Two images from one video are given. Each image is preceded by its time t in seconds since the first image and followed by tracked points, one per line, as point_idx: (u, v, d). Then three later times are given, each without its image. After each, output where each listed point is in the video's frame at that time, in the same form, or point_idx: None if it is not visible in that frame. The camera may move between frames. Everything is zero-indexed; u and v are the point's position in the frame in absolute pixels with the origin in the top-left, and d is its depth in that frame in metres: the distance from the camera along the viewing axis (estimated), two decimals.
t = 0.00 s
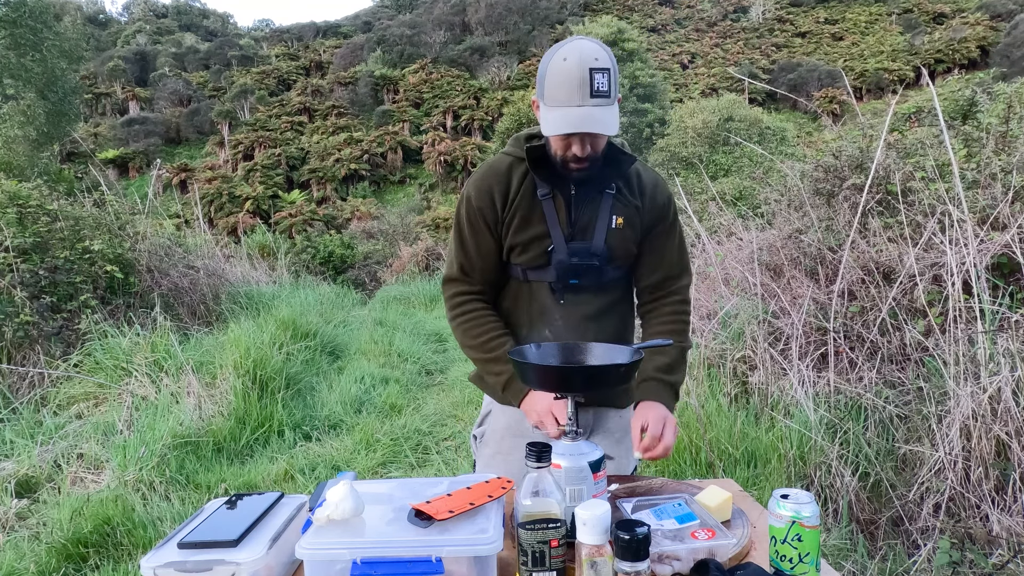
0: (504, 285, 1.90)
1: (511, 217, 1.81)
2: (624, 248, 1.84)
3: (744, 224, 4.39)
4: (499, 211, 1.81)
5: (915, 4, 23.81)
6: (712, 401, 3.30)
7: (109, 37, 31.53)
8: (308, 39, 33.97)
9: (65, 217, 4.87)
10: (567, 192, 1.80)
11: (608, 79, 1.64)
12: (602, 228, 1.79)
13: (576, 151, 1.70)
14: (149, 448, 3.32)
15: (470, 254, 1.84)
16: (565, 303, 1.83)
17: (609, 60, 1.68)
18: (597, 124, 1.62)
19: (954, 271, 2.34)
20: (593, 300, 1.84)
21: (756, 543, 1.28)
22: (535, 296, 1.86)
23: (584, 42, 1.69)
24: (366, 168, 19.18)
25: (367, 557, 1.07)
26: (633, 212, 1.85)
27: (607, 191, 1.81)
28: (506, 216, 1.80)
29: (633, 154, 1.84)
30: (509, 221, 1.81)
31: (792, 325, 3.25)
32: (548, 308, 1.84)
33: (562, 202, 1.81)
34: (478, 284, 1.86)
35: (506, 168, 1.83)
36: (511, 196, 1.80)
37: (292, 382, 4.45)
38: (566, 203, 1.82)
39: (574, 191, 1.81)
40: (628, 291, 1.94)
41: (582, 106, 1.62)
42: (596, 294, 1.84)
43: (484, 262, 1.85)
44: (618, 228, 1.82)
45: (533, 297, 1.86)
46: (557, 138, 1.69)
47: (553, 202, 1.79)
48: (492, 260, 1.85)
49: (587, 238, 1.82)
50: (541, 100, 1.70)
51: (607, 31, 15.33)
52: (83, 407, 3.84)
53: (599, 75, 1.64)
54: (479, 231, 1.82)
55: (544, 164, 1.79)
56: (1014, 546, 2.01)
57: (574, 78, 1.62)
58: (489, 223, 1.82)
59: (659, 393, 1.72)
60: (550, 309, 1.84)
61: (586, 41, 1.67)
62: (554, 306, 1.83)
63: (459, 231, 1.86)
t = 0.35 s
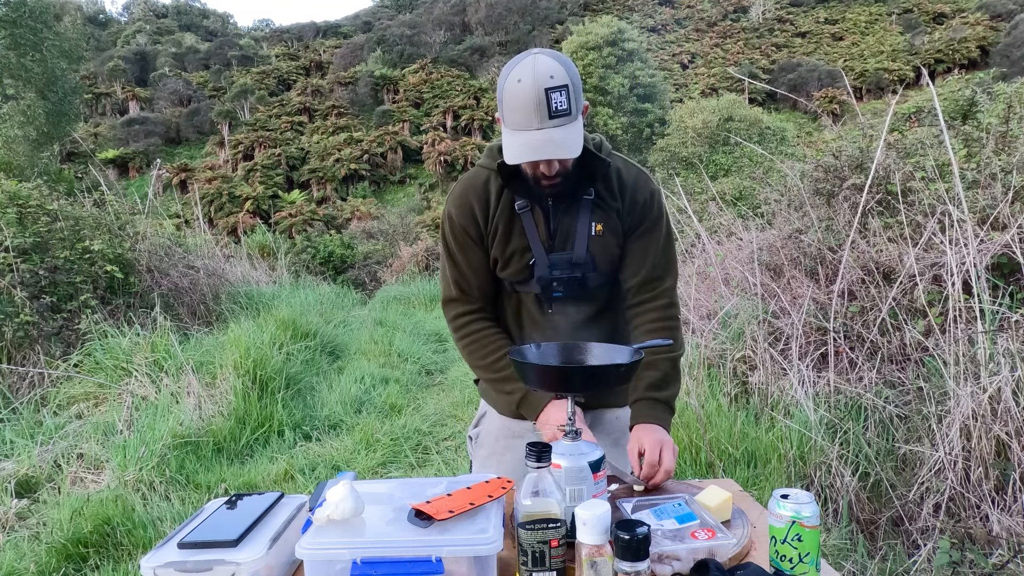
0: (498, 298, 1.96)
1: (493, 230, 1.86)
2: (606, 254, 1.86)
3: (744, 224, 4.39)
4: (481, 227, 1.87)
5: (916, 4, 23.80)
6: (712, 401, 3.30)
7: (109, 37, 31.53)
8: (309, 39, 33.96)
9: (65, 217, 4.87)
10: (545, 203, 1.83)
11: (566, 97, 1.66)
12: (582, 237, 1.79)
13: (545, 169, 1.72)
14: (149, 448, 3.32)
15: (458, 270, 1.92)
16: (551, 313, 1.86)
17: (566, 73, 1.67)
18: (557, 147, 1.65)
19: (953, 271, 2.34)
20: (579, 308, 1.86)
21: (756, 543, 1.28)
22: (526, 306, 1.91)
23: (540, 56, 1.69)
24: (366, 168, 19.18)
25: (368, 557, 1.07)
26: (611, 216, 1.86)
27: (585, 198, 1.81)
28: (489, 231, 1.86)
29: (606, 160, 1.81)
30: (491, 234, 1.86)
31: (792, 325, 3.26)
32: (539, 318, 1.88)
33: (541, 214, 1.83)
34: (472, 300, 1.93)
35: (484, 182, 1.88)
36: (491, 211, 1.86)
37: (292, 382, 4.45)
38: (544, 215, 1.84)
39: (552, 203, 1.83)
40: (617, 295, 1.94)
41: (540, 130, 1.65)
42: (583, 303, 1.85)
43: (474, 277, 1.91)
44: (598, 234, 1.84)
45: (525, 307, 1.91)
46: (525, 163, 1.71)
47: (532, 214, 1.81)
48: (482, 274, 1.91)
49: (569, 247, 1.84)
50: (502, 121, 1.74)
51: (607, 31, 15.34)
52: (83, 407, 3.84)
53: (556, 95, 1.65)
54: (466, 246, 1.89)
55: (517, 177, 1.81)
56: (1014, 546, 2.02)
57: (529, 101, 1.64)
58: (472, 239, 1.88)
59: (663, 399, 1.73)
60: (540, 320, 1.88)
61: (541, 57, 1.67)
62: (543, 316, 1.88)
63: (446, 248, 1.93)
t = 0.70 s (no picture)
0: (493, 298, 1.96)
1: (491, 234, 1.83)
2: (607, 256, 1.84)
3: (744, 224, 4.39)
4: (478, 229, 1.84)
5: (915, 4, 23.80)
6: (712, 401, 3.30)
7: (109, 36, 31.53)
8: (309, 39, 33.96)
9: (65, 217, 4.87)
10: (545, 205, 1.80)
11: (580, 103, 1.67)
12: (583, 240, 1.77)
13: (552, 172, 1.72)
14: (149, 448, 3.32)
15: (454, 272, 1.91)
16: (551, 315, 1.85)
17: (578, 75, 1.69)
18: (568, 153, 1.66)
19: (954, 271, 2.34)
20: (580, 311, 1.85)
21: (756, 543, 1.28)
22: (524, 308, 1.90)
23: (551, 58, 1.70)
24: (366, 168, 19.18)
25: (368, 557, 1.07)
26: (613, 219, 1.84)
27: (587, 200, 1.78)
28: (487, 233, 1.83)
29: (610, 164, 1.84)
30: (489, 238, 1.84)
31: (792, 325, 3.26)
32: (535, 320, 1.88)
33: (541, 217, 1.81)
34: (465, 302, 1.94)
35: (482, 183, 1.85)
36: (490, 212, 1.83)
37: (292, 382, 4.45)
38: (545, 217, 1.82)
39: (553, 205, 1.80)
40: (617, 294, 1.93)
41: (553, 134, 1.65)
42: (583, 305, 1.85)
43: (469, 279, 1.91)
44: (599, 236, 1.82)
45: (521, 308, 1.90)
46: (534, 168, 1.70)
47: (532, 217, 1.78)
48: (477, 275, 1.90)
49: (570, 249, 1.82)
50: (510, 121, 1.74)
51: (607, 31, 15.33)
52: (83, 407, 3.84)
53: (569, 100, 1.66)
54: (462, 247, 1.87)
55: (519, 179, 1.78)
56: (1014, 546, 2.02)
57: (543, 105, 1.64)
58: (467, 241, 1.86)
59: (679, 397, 1.75)
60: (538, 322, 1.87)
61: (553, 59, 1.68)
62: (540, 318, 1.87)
63: (443, 249, 1.92)
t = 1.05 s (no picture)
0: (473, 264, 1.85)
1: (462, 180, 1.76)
2: (584, 214, 1.80)
3: (744, 224, 4.39)
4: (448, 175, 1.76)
5: (915, 5, 23.81)
6: (711, 401, 3.30)
7: (109, 37, 31.53)
8: (308, 39, 33.96)
9: (65, 217, 4.87)
10: (522, 151, 1.80)
11: (582, 10, 1.71)
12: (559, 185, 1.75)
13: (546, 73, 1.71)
14: (149, 448, 3.32)
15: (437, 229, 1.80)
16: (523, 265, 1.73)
17: (584, 27, 1.68)
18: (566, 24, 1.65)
19: (953, 271, 2.34)
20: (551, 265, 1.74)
21: (756, 544, 1.28)
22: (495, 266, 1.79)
23: None
24: (366, 168, 19.17)
25: (368, 556, 1.06)
26: (593, 181, 1.83)
27: (565, 155, 1.80)
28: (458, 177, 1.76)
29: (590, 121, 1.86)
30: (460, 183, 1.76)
31: (792, 325, 3.26)
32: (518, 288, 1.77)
33: (516, 161, 1.77)
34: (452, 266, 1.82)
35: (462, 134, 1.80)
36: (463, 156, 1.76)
37: (292, 382, 4.45)
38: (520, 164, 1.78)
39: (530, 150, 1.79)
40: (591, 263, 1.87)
41: (557, 15, 1.65)
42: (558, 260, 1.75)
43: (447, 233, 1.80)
44: (578, 191, 1.79)
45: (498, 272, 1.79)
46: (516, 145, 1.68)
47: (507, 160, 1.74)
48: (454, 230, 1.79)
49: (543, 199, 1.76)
50: (511, 27, 1.75)
51: (608, 31, 15.31)
52: (84, 407, 3.84)
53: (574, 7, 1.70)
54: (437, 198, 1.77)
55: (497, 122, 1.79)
56: (1015, 546, 2.02)
57: None
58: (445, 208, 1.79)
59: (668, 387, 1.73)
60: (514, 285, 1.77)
61: (561, 11, 1.64)
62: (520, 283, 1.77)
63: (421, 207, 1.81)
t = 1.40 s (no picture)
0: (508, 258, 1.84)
1: (507, 171, 1.76)
2: (619, 224, 1.82)
3: (744, 224, 4.39)
4: (494, 167, 1.78)
5: (915, 5, 23.81)
6: (711, 401, 3.31)
7: (109, 36, 31.52)
8: (308, 39, 33.97)
9: (65, 217, 4.88)
10: (569, 151, 1.77)
11: (646, 25, 1.71)
12: (600, 193, 1.74)
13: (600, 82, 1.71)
14: (149, 448, 3.32)
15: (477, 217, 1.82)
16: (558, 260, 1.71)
17: (644, 42, 1.67)
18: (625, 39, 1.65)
19: (954, 271, 2.33)
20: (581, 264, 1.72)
21: (756, 544, 1.28)
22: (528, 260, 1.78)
23: (628, 11, 1.67)
24: (366, 168, 19.17)
25: (367, 557, 1.06)
26: (632, 191, 1.85)
27: (609, 165, 1.80)
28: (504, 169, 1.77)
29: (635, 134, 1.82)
30: (505, 175, 1.77)
31: (792, 325, 3.26)
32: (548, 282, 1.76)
33: (562, 160, 1.76)
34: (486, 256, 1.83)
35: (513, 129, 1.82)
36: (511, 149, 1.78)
37: (292, 382, 4.46)
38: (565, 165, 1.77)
39: (576, 150, 1.77)
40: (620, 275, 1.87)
41: (619, 26, 1.65)
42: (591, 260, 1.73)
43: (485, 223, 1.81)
44: (617, 201, 1.80)
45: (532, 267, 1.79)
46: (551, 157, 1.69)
47: (553, 159, 1.75)
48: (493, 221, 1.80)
49: (583, 203, 1.76)
50: (575, 31, 1.75)
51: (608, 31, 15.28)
52: (84, 407, 3.84)
53: (640, 21, 1.69)
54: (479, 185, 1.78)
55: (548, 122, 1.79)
56: (1013, 546, 2.01)
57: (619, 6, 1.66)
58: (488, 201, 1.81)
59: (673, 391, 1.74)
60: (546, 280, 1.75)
61: (624, 26, 1.64)
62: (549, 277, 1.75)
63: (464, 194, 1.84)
